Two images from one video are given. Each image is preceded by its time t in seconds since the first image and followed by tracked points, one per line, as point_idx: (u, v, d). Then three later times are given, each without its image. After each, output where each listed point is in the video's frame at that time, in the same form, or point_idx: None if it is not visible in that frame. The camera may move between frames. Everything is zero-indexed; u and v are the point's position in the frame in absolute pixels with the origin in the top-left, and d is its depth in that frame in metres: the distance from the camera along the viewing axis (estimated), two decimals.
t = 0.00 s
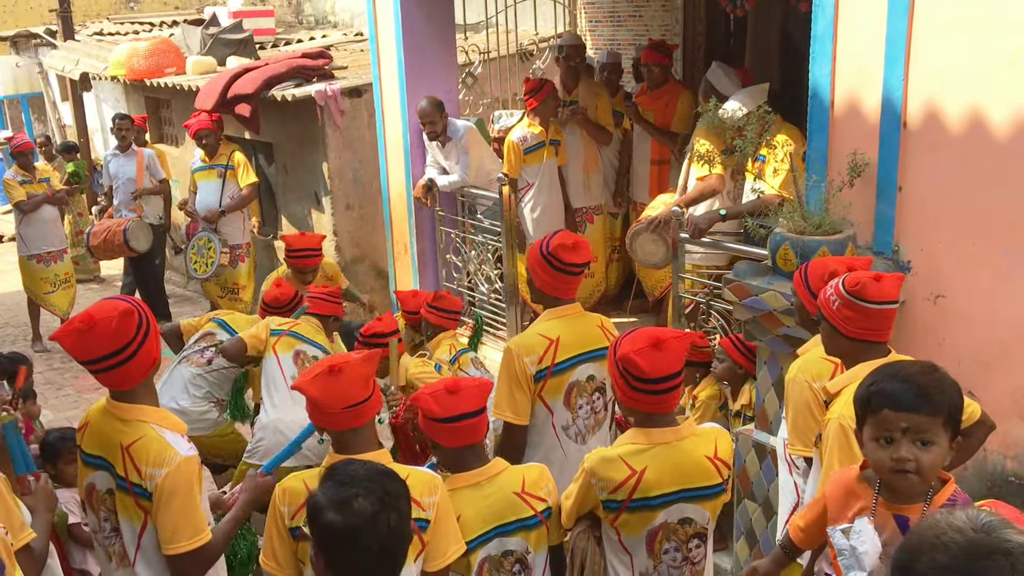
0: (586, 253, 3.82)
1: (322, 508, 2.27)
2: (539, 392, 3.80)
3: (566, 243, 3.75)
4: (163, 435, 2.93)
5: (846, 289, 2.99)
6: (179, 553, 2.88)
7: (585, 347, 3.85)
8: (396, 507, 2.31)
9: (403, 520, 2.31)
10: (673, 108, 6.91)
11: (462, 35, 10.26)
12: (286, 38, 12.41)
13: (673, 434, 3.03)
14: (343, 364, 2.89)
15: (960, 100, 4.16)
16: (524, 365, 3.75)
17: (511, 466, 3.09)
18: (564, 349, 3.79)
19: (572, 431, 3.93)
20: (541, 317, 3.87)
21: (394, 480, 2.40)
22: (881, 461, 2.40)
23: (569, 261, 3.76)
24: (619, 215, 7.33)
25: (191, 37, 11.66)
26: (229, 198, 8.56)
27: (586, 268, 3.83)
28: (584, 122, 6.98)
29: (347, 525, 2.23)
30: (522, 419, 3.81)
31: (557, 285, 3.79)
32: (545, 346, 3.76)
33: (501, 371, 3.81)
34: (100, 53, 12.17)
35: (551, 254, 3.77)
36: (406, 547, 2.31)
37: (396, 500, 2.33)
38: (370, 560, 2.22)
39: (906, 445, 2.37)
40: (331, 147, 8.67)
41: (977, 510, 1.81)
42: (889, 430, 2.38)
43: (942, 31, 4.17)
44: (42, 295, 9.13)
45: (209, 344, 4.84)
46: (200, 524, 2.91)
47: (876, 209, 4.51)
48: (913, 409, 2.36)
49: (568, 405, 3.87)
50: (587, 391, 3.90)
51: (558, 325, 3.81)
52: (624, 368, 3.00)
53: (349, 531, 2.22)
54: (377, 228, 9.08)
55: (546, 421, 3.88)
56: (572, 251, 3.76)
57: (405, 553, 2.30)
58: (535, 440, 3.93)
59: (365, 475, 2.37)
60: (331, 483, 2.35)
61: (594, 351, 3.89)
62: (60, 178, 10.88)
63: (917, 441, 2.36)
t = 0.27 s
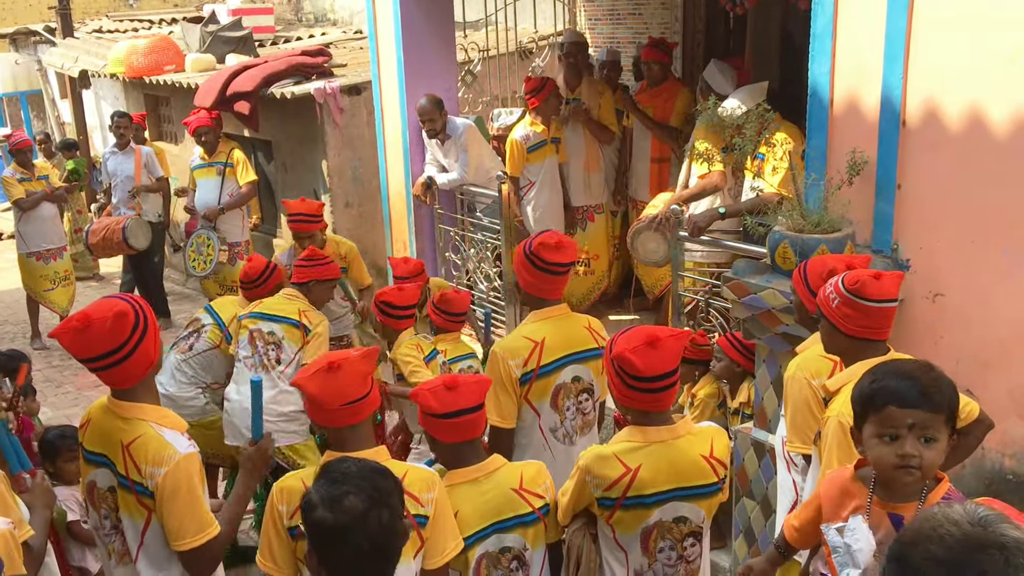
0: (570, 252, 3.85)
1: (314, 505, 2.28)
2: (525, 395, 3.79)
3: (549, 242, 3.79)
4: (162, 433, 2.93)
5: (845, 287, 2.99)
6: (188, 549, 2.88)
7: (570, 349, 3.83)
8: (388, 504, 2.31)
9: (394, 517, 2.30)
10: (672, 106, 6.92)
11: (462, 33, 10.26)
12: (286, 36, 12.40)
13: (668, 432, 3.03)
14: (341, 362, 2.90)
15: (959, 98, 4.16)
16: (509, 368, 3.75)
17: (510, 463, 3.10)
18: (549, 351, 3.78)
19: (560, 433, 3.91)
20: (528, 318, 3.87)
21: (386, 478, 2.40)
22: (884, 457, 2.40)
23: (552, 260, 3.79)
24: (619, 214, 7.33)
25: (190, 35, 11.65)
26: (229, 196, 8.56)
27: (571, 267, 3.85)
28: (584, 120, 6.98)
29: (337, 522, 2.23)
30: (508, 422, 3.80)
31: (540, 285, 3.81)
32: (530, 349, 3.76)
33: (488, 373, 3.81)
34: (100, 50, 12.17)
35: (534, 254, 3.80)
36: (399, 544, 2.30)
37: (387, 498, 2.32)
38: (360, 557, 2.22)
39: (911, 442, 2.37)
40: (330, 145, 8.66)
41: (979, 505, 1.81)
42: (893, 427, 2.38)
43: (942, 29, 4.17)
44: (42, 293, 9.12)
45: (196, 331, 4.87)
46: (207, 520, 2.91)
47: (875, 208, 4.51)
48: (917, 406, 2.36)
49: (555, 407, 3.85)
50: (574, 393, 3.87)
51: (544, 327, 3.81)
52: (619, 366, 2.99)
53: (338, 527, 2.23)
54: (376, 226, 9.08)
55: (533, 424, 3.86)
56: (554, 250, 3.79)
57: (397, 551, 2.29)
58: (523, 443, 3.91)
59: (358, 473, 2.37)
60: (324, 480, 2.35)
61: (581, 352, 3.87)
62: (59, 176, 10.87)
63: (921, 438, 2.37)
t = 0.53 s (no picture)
0: (558, 254, 3.85)
1: (308, 505, 2.28)
2: (518, 401, 3.79)
3: (536, 245, 3.79)
4: (165, 433, 2.92)
5: (842, 287, 2.99)
6: (176, 551, 2.86)
7: (561, 353, 3.83)
8: (382, 504, 2.30)
9: (388, 517, 2.30)
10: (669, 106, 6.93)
11: (460, 33, 10.27)
12: (284, 36, 12.40)
13: (668, 433, 3.03)
14: (336, 361, 2.90)
15: (956, 99, 4.17)
16: (501, 373, 3.74)
17: (506, 463, 3.09)
18: (540, 355, 3.78)
19: (551, 437, 3.92)
20: (518, 323, 3.86)
21: (381, 478, 2.39)
22: (880, 454, 2.39)
23: (539, 263, 3.78)
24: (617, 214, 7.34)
25: (188, 35, 11.65)
26: (226, 195, 8.55)
27: (560, 268, 3.84)
28: (582, 120, 6.98)
29: (331, 522, 2.23)
30: (503, 429, 3.79)
31: (529, 288, 3.80)
32: (522, 354, 3.75)
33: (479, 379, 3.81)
34: (97, 50, 12.17)
35: (520, 259, 3.80)
36: (393, 544, 2.30)
37: (382, 498, 2.31)
38: (355, 557, 2.22)
39: (906, 437, 2.37)
40: (328, 145, 8.66)
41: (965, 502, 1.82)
42: (889, 424, 2.39)
43: (938, 30, 4.17)
44: (39, 292, 9.11)
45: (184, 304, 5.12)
46: (201, 522, 2.90)
47: (872, 208, 4.51)
48: (912, 402, 2.37)
49: (547, 411, 3.87)
50: (566, 396, 3.88)
51: (535, 331, 3.80)
52: (619, 368, 3.00)
53: (332, 528, 2.23)
54: (374, 225, 9.08)
55: (525, 427, 3.88)
56: (541, 253, 3.79)
57: (392, 551, 2.29)
58: (517, 446, 3.91)
59: (352, 472, 2.36)
60: (317, 480, 2.35)
61: (572, 357, 3.87)
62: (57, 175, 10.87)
63: (916, 434, 2.37)
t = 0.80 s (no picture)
0: (554, 256, 3.84)
1: (304, 505, 2.28)
2: (511, 402, 3.80)
3: (531, 246, 3.79)
4: (160, 435, 2.92)
5: (839, 290, 3.00)
6: (173, 555, 2.85)
7: (554, 355, 3.83)
8: (377, 504, 2.31)
9: (385, 518, 2.30)
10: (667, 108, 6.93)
11: (457, 34, 10.27)
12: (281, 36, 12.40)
13: (670, 434, 3.03)
14: (332, 362, 2.91)
15: (952, 102, 4.18)
16: (493, 374, 3.75)
17: (502, 463, 3.09)
18: (533, 357, 3.78)
19: (546, 437, 3.94)
20: (512, 323, 3.86)
21: (377, 478, 2.39)
22: (881, 454, 2.40)
23: (535, 264, 3.78)
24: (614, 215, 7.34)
25: (185, 34, 11.64)
26: (223, 195, 8.55)
27: (555, 270, 3.84)
28: (580, 121, 6.99)
29: (328, 522, 2.23)
30: (496, 429, 3.79)
31: (524, 288, 3.80)
32: (515, 355, 3.75)
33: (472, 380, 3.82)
34: (94, 50, 12.16)
35: (516, 259, 3.80)
36: (389, 544, 2.30)
37: (378, 498, 2.32)
38: (351, 557, 2.23)
39: (908, 439, 2.39)
40: (325, 146, 8.66)
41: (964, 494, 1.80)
42: (893, 424, 2.40)
43: (934, 32, 4.18)
44: (35, 292, 9.10)
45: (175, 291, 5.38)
46: (196, 524, 2.89)
47: (868, 210, 4.52)
48: (915, 403, 2.39)
49: (541, 412, 3.87)
50: (559, 398, 3.88)
51: (529, 332, 3.80)
52: (620, 371, 3.01)
53: (329, 528, 2.23)
54: (371, 226, 9.08)
55: (519, 428, 3.89)
56: (537, 254, 3.79)
57: (388, 552, 2.30)
58: (511, 447, 3.95)
59: (349, 473, 2.36)
60: (314, 480, 2.35)
61: (567, 358, 3.87)
62: (53, 175, 10.86)
63: (918, 436, 2.40)
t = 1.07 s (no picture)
0: (549, 255, 3.83)
1: (301, 505, 2.28)
2: (504, 402, 3.81)
3: (524, 246, 3.79)
4: (153, 436, 2.91)
5: (837, 290, 3.00)
6: (167, 555, 2.85)
7: (549, 355, 3.82)
8: (375, 504, 2.31)
9: (383, 517, 2.31)
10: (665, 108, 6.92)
11: (456, 33, 10.26)
12: (279, 35, 12.39)
13: (674, 429, 3.03)
14: (329, 361, 2.91)
15: (950, 102, 4.18)
16: (486, 374, 3.75)
17: (500, 463, 3.09)
18: (526, 357, 3.78)
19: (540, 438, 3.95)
20: (508, 323, 3.86)
21: (374, 477, 2.39)
22: (881, 452, 2.39)
23: (529, 264, 3.77)
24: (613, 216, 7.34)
25: (183, 34, 11.62)
26: (220, 194, 8.55)
27: (551, 269, 3.82)
28: (579, 121, 6.98)
29: (325, 522, 2.23)
30: (489, 429, 3.81)
31: (519, 288, 3.79)
32: (507, 356, 3.75)
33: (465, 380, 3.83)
34: (92, 49, 12.14)
35: (510, 259, 3.80)
36: (386, 544, 2.30)
37: (375, 497, 2.32)
38: (348, 557, 2.23)
39: (909, 438, 2.39)
40: (323, 145, 8.65)
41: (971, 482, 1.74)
42: (896, 423, 2.40)
43: (933, 33, 4.18)
44: (32, 291, 9.09)
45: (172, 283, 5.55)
46: (188, 525, 2.88)
47: (866, 210, 4.52)
48: (918, 403, 2.39)
49: (535, 412, 3.88)
50: (554, 398, 3.88)
51: (523, 333, 3.80)
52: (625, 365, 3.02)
53: (326, 527, 2.23)
54: (369, 226, 9.08)
55: (513, 428, 3.89)
56: (532, 254, 3.78)
57: (384, 552, 2.30)
58: (504, 448, 3.93)
59: (345, 472, 2.36)
60: (311, 480, 2.34)
61: (562, 359, 3.86)
62: (51, 174, 10.85)
63: (919, 436, 2.40)
